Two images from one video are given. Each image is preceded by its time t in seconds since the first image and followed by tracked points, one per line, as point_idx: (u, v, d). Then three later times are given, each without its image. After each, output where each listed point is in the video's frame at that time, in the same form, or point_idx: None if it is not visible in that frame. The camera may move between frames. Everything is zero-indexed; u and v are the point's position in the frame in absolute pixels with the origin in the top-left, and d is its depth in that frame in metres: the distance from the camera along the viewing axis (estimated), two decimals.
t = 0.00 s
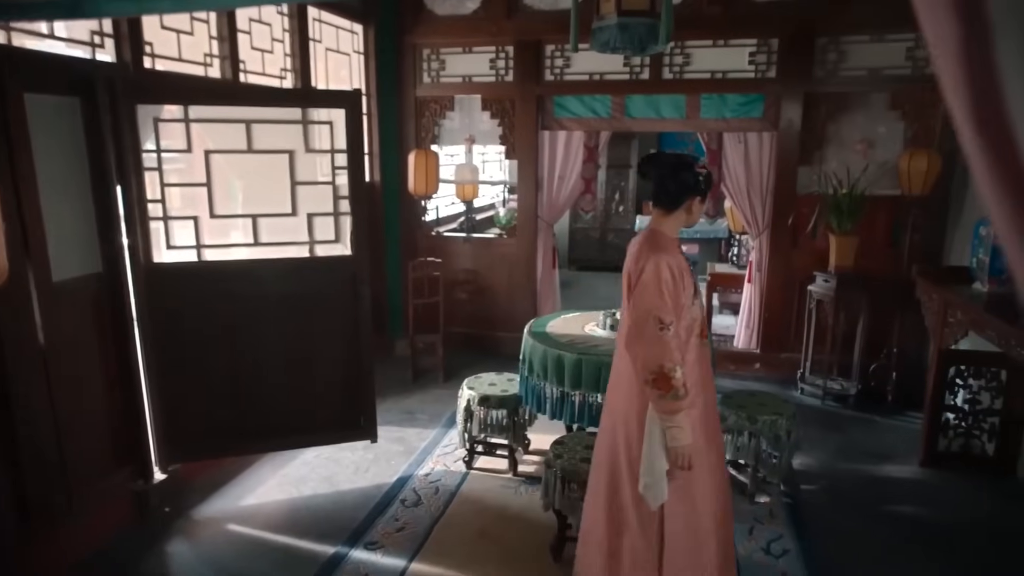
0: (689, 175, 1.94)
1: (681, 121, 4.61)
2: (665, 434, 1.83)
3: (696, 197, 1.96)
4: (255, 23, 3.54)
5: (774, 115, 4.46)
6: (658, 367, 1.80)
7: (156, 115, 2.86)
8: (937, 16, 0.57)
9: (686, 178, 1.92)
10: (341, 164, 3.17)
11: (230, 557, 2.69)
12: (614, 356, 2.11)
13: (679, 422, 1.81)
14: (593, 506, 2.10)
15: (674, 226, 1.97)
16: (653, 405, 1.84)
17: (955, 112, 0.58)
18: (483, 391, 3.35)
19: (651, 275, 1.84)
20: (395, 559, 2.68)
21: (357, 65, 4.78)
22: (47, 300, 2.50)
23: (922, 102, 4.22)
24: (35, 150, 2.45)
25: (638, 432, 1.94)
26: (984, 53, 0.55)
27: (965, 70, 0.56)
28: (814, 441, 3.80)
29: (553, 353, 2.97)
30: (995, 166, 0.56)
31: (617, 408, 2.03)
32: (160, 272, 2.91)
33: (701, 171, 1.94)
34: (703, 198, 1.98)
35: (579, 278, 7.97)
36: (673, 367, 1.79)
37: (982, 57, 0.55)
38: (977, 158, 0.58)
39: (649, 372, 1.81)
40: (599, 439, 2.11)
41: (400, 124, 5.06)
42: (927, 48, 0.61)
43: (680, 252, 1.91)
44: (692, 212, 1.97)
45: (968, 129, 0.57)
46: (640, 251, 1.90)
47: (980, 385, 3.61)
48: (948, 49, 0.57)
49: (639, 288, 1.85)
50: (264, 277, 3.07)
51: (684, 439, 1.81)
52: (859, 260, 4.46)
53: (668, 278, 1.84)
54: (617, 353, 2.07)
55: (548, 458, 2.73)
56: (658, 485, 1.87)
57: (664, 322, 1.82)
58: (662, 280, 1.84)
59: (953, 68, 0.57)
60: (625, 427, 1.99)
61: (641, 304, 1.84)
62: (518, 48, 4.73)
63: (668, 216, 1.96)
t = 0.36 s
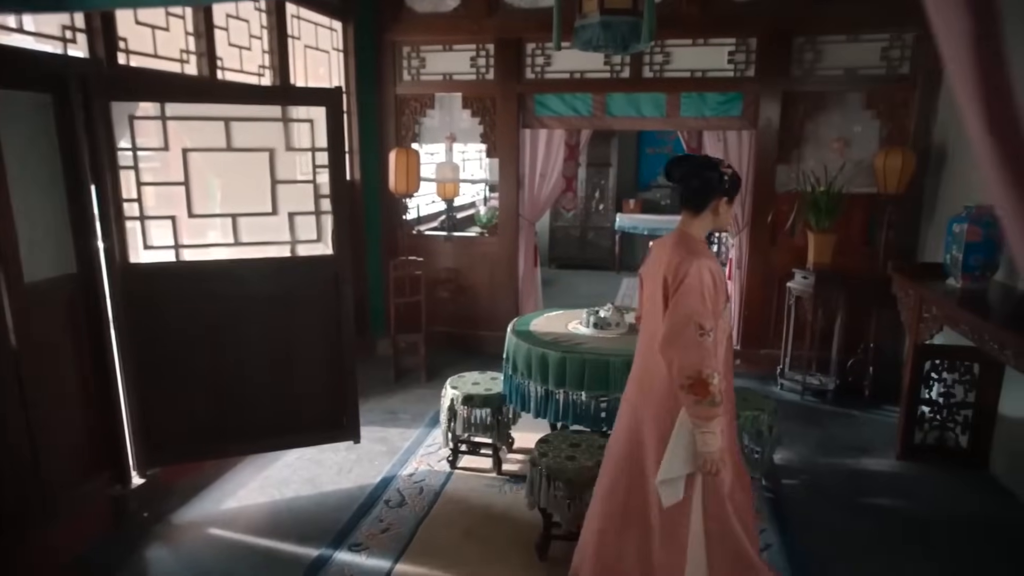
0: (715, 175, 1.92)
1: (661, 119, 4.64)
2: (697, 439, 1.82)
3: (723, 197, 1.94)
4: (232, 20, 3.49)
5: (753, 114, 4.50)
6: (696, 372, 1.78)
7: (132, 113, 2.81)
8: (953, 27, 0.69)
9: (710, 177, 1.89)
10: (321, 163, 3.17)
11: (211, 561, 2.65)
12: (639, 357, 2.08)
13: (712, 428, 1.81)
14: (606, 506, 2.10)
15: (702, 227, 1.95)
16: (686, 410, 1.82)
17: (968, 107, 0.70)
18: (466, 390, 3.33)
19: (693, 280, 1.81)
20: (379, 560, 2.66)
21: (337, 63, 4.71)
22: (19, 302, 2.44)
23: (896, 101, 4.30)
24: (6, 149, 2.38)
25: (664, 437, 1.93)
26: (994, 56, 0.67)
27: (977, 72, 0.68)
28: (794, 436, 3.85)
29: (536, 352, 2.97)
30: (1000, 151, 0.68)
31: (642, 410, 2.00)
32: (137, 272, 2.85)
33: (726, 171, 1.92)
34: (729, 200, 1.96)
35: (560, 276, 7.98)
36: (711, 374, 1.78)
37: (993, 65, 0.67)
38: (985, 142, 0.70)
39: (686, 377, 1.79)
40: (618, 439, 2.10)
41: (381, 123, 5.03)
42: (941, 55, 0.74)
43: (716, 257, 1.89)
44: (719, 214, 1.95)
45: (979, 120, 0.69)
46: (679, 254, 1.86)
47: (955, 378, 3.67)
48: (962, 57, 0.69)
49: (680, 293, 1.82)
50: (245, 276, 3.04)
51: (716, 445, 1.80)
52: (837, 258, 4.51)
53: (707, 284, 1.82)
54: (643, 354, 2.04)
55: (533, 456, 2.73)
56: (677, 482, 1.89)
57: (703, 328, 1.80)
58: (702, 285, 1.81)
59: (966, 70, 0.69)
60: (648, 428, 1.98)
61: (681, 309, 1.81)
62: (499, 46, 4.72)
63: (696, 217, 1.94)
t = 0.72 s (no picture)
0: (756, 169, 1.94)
1: (641, 119, 4.67)
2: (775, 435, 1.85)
3: (766, 190, 1.96)
4: (207, 17, 3.42)
5: (731, 114, 4.55)
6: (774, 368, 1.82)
7: (106, 111, 2.74)
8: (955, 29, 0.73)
9: (752, 172, 1.92)
10: (301, 162, 3.16)
11: (191, 567, 2.61)
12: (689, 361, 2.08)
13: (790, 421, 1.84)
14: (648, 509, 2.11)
15: (748, 222, 1.98)
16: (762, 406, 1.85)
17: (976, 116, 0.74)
18: (448, 390, 3.32)
19: (760, 280, 1.83)
20: (364, 563, 2.64)
21: (315, 61, 4.65)
22: None
23: (870, 101, 4.37)
24: None
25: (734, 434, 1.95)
26: (999, 58, 0.71)
27: (983, 75, 0.72)
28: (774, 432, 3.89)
29: (519, 351, 2.97)
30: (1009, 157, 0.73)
31: (700, 413, 2.01)
32: (111, 274, 2.80)
33: (766, 165, 1.94)
34: (773, 193, 1.97)
35: (539, 275, 7.99)
36: (787, 369, 1.82)
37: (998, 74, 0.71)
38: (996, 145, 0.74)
39: (763, 375, 1.82)
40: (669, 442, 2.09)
41: (360, 122, 5.00)
42: (945, 53, 0.78)
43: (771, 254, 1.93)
44: (765, 208, 1.97)
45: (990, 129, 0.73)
46: (737, 255, 1.88)
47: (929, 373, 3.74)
48: (969, 59, 0.73)
49: (746, 293, 1.84)
50: (224, 277, 3.00)
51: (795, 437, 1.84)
52: (814, 256, 4.56)
53: (771, 282, 1.86)
54: (695, 357, 2.04)
55: (516, 456, 2.72)
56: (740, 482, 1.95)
57: (773, 326, 1.84)
58: (768, 283, 1.84)
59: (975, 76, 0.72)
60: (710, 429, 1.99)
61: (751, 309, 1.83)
62: (479, 45, 4.71)
63: (744, 215, 1.97)
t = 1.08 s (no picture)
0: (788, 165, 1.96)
1: (623, 119, 4.69)
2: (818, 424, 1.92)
3: (799, 185, 1.98)
4: (187, 14, 3.27)
5: (712, 114, 4.59)
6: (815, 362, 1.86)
7: (82, 110, 2.68)
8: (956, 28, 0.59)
9: (784, 167, 1.93)
10: (283, 163, 3.15)
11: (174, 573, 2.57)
12: (722, 358, 2.10)
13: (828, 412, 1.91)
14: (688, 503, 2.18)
15: (782, 217, 2.01)
16: (803, 399, 1.91)
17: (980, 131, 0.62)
18: (433, 391, 3.31)
19: (799, 275, 1.87)
20: (350, 566, 2.62)
21: (294, 60, 4.47)
22: None
23: (848, 102, 4.44)
24: None
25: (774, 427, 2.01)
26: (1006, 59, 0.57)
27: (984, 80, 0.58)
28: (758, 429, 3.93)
29: (505, 351, 2.97)
30: (1010, 159, 0.59)
31: (739, 408, 2.05)
32: (88, 277, 2.74)
33: (798, 160, 1.95)
34: (805, 186, 1.99)
35: (522, 275, 7.99)
36: (827, 362, 1.87)
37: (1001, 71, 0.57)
38: (995, 147, 0.60)
39: (805, 369, 1.87)
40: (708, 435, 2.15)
41: (342, 121, 4.96)
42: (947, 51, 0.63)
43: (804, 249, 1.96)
44: (798, 202, 1.99)
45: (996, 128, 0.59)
46: (774, 252, 1.91)
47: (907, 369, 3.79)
48: (970, 62, 0.59)
49: (786, 290, 1.88)
50: (205, 278, 2.97)
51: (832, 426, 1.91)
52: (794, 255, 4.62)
53: (808, 277, 1.90)
54: (728, 354, 2.07)
55: (503, 456, 2.72)
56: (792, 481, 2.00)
57: (813, 320, 1.89)
58: (806, 279, 1.89)
59: (975, 73, 0.59)
60: (750, 424, 2.03)
61: (791, 305, 1.87)
62: (461, 45, 4.70)
63: (777, 210, 1.99)
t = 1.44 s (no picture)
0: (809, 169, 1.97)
1: (608, 119, 4.71)
2: (808, 436, 1.85)
3: (819, 189, 1.98)
4: (169, 12, 3.10)
5: (696, 114, 4.62)
6: (807, 369, 1.82)
7: (61, 109, 2.63)
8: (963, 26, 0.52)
9: (805, 169, 1.94)
10: (269, 163, 3.11)
11: None
12: (736, 355, 2.11)
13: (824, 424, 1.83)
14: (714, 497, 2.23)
15: (800, 221, 2.00)
16: (797, 405, 1.87)
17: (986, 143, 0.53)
18: (421, 392, 3.29)
19: (800, 278, 1.84)
20: (339, 569, 2.60)
21: (278, 58, 4.40)
22: None
23: (830, 103, 4.49)
24: None
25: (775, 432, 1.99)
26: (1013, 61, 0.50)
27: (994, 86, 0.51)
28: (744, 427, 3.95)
29: (493, 351, 2.96)
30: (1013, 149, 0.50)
31: (747, 407, 2.04)
32: (68, 280, 2.68)
33: (819, 164, 1.97)
34: (827, 191, 1.98)
35: (508, 275, 7.99)
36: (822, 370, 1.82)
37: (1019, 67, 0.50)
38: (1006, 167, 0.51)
39: (797, 375, 1.83)
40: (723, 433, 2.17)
41: (326, 121, 4.93)
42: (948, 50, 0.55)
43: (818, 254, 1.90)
44: (819, 207, 1.98)
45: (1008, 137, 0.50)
46: (782, 253, 1.89)
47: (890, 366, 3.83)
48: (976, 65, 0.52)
49: (786, 293, 1.85)
50: (189, 279, 2.94)
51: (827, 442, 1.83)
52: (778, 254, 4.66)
53: (814, 280, 1.86)
54: (740, 353, 2.07)
55: (492, 457, 2.72)
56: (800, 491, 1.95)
57: (812, 325, 1.84)
58: (810, 282, 1.84)
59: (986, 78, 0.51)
60: (755, 425, 2.02)
61: (789, 309, 1.84)
62: (446, 45, 4.69)
63: (797, 214, 1.99)
